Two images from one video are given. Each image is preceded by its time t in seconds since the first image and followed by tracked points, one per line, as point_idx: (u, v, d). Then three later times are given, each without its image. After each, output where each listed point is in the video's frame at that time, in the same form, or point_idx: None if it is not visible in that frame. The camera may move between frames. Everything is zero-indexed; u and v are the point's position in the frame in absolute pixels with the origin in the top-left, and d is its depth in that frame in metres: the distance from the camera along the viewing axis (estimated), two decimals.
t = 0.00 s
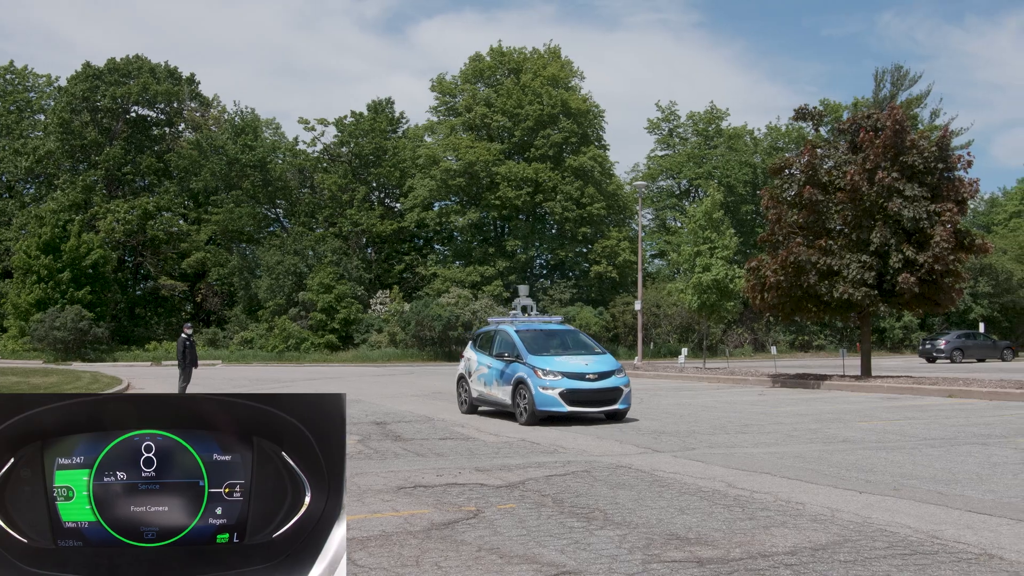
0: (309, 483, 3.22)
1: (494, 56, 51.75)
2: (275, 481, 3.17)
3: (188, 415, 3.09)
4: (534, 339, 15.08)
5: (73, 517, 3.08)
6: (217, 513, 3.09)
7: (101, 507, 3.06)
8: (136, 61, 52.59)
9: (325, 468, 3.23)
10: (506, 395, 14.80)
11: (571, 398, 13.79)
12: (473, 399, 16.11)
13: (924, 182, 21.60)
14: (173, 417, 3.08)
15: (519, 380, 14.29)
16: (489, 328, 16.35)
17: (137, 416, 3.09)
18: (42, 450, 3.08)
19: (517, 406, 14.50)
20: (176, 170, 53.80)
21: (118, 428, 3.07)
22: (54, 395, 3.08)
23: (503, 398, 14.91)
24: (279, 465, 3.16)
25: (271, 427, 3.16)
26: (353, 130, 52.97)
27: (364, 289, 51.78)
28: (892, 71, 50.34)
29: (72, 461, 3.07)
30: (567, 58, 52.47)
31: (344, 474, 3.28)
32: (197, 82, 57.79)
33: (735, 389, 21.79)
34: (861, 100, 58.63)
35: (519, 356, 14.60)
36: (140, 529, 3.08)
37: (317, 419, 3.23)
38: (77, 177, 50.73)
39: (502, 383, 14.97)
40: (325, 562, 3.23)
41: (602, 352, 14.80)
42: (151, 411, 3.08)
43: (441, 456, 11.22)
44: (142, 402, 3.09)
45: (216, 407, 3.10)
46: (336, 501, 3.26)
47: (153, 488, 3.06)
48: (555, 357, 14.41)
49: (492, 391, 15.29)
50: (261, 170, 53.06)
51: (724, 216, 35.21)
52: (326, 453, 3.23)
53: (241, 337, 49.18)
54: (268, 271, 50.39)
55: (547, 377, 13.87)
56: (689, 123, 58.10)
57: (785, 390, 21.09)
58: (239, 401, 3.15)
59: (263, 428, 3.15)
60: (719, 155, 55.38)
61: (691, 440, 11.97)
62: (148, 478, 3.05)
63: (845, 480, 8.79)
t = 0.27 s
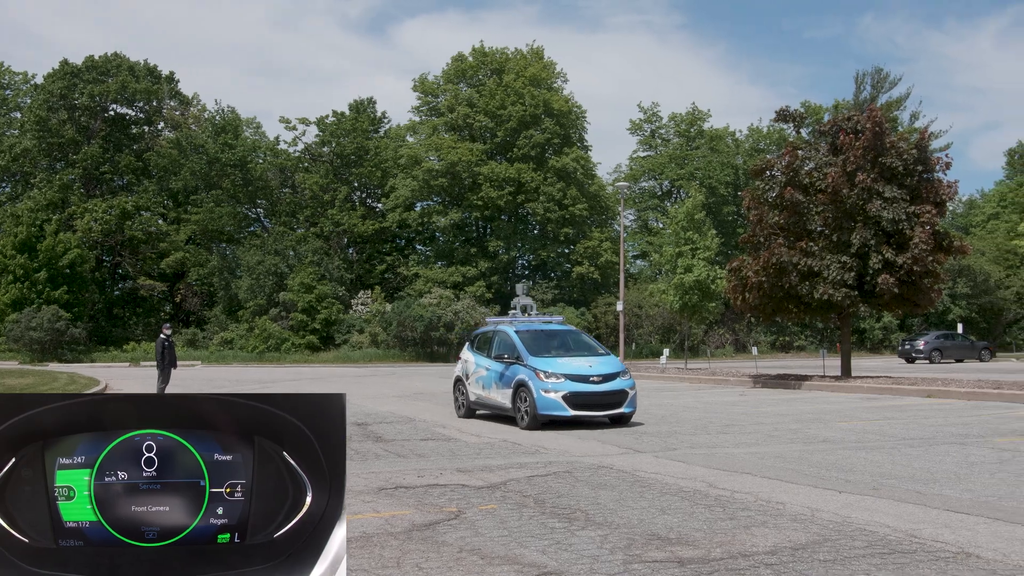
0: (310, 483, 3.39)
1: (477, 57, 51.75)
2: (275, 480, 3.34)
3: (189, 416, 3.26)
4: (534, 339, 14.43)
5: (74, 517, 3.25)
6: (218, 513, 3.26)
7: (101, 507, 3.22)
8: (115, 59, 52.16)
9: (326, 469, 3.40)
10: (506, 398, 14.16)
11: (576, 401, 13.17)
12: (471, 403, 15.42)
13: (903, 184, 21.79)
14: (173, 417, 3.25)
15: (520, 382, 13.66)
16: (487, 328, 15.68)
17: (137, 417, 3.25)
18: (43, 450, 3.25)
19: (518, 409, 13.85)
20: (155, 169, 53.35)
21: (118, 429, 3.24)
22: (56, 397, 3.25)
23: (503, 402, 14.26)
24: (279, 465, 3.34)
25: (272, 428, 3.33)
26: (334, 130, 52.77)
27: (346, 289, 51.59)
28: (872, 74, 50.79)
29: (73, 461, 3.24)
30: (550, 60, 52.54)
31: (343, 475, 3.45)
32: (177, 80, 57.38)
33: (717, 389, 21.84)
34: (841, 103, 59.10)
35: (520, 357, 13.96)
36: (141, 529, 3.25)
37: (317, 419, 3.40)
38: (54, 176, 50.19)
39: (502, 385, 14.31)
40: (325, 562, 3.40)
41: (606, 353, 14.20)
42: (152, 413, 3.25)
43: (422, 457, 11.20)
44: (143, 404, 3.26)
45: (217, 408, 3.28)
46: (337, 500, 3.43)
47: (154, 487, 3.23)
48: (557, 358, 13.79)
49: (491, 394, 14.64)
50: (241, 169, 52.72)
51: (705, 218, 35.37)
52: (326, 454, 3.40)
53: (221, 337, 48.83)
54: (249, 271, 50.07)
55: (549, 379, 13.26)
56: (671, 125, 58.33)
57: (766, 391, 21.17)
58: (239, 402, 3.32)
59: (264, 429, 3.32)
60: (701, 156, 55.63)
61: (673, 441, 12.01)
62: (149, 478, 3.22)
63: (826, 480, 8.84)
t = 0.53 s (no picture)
0: (310, 484, 3.34)
1: (455, 57, 51.68)
2: (277, 481, 3.29)
3: (189, 415, 3.20)
4: (534, 340, 13.99)
5: (74, 517, 3.20)
6: (218, 513, 3.21)
7: (101, 506, 3.18)
8: (89, 56, 51.57)
9: (328, 469, 3.34)
10: (506, 401, 13.70)
11: (579, 405, 12.74)
12: (467, 406, 14.85)
13: (879, 186, 22.03)
14: (173, 416, 3.20)
15: (521, 384, 13.22)
16: (484, 329, 15.21)
17: (137, 415, 3.20)
18: (43, 449, 3.21)
19: (518, 414, 13.40)
20: (130, 168, 52.78)
21: (118, 427, 3.19)
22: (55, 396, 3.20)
23: (503, 405, 13.80)
24: (280, 465, 3.28)
25: (273, 427, 3.27)
26: (312, 129, 52.48)
27: (323, 290, 51.34)
28: (849, 76, 51.26)
29: (74, 460, 3.19)
30: (529, 60, 52.59)
31: (344, 475, 3.39)
32: (152, 79, 56.82)
33: (694, 390, 21.95)
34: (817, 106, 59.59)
35: (520, 360, 13.51)
36: (141, 529, 3.20)
37: (319, 418, 3.33)
38: (26, 174, 49.51)
39: (501, 388, 13.85)
40: (327, 564, 3.34)
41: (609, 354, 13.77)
42: (152, 410, 3.20)
43: (400, 458, 11.16)
44: (143, 403, 3.20)
45: (218, 406, 3.22)
46: (337, 501, 3.38)
47: (155, 487, 3.17)
48: (559, 359, 13.36)
49: (489, 397, 14.17)
50: (217, 168, 52.26)
51: (683, 219, 35.55)
52: (328, 454, 3.34)
53: (197, 338, 48.40)
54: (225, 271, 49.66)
55: (553, 382, 12.82)
56: (649, 126, 58.58)
57: (743, 391, 21.31)
58: (241, 400, 3.26)
59: (265, 428, 3.27)
60: (679, 158, 55.88)
61: (651, 442, 12.05)
62: (150, 478, 3.17)
63: (801, 480, 8.90)
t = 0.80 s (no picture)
0: (311, 484, 3.39)
1: (417, 57, 51.45)
2: (277, 482, 3.35)
3: (190, 415, 3.25)
4: (519, 340, 13.35)
5: (74, 516, 3.26)
6: (218, 513, 3.27)
7: (101, 506, 3.23)
8: (42, 51, 50.44)
9: (328, 469, 3.40)
10: (490, 405, 13.03)
11: (568, 409, 12.08)
12: (447, 410, 14.17)
13: (838, 188, 22.37)
14: (174, 417, 3.24)
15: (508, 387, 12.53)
16: (466, 329, 14.53)
17: (138, 415, 3.25)
18: (43, 450, 3.27)
19: (503, 418, 12.72)
20: (85, 166, 51.70)
21: (118, 428, 3.24)
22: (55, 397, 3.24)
23: (487, 409, 13.11)
24: (280, 465, 3.34)
25: (274, 428, 3.33)
26: (271, 128, 51.85)
27: (282, 290, 50.79)
28: (808, 80, 51.98)
29: (74, 460, 3.24)
30: (491, 61, 52.54)
31: (344, 476, 3.45)
32: (107, 76, 55.75)
33: (654, 391, 22.08)
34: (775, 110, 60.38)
35: (506, 361, 12.85)
36: (142, 529, 3.25)
37: (319, 418, 3.39)
38: None
39: (485, 391, 13.17)
40: (327, 564, 3.40)
41: (599, 355, 13.15)
42: (153, 411, 3.25)
43: (360, 460, 11.06)
44: (145, 404, 3.25)
45: (220, 407, 3.27)
46: (338, 501, 3.44)
47: (156, 487, 3.22)
48: (547, 361, 12.70)
49: (472, 400, 13.48)
50: (175, 167, 51.40)
51: (645, 220, 35.75)
52: (329, 454, 3.40)
53: (152, 339, 47.53)
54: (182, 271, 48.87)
55: (542, 384, 12.15)
56: (611, 128, 58.91)
57: (703, 392, 21.47)
58: (242, 401, 3.31)
59: (266, 428, 3.32)
60: (640, 159, 56.22)
61: (612, 442, 12.08)
62: (150, 478, 3.22)
63: (761, 480, 8.97)
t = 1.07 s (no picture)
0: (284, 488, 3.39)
1: (377, 57, 51.12)
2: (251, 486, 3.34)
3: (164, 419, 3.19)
4: (507, 342, 12.60)
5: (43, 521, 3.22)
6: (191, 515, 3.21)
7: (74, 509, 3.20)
8: None
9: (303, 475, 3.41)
10: (476, 410, 12.25)
11: (560, 415, 11.32)
12: (430, 416, 13.37)
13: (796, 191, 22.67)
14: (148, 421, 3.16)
15: (496, 391, 11.76)
16: (449, 331, 13.78)
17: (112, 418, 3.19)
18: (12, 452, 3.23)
19: (490, 423, 11.96)
20: (35, 164, 50.43)
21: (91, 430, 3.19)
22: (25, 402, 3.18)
23: (472, 415, 12.34)
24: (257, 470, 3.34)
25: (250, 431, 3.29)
26: (228, 127, 51.09)
27: (239, 291, 50.13)
28: (767, 83, 52.66)
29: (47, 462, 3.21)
30: (451, 61, 52.35)
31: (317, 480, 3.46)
32: (59, 72, 54.50)
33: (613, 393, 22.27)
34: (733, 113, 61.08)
35: (494, 364, 12.10)
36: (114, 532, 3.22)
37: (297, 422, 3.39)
38: None
39: (470, 395, 12.41)
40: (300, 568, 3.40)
41: (591, 359, 12.42)
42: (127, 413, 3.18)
43: (318, 462, 10.92)
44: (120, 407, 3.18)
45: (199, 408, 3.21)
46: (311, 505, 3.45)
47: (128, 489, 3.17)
48: (537, 363, 11.96)
49: (456, 405, 12.71)
50: (129, 166, 50.37)
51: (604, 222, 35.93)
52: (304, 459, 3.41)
53: (105, 341, 46.54)
54: (136, 272, 47.93)
55: (532, 388, 11.39)
56: (571, 129, 59.16)
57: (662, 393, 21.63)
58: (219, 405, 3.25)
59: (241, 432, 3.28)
60: (600, 161, 56.52)
61: (569, 443, 12.13)
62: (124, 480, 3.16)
63: (719, 481, 9.04)
